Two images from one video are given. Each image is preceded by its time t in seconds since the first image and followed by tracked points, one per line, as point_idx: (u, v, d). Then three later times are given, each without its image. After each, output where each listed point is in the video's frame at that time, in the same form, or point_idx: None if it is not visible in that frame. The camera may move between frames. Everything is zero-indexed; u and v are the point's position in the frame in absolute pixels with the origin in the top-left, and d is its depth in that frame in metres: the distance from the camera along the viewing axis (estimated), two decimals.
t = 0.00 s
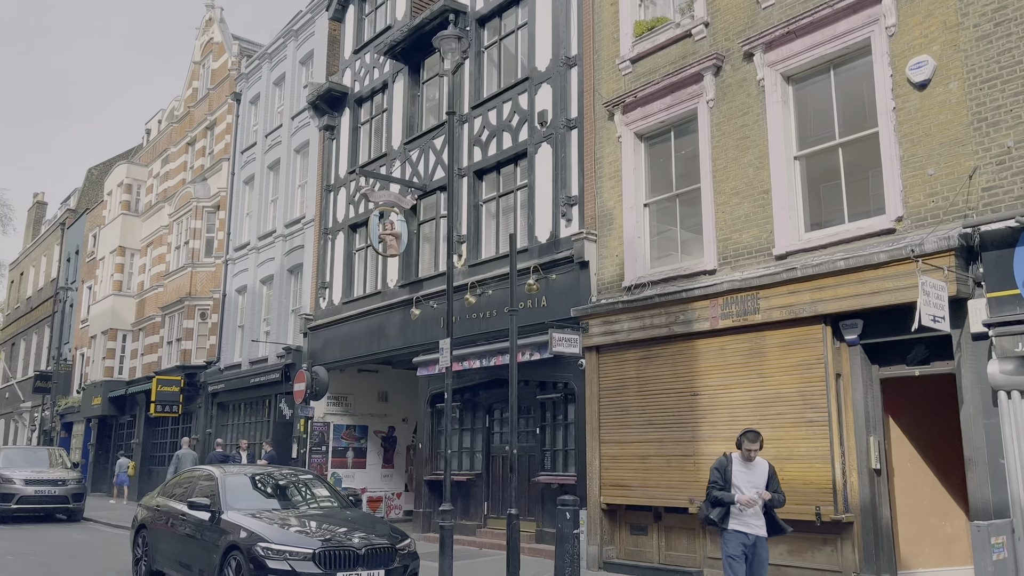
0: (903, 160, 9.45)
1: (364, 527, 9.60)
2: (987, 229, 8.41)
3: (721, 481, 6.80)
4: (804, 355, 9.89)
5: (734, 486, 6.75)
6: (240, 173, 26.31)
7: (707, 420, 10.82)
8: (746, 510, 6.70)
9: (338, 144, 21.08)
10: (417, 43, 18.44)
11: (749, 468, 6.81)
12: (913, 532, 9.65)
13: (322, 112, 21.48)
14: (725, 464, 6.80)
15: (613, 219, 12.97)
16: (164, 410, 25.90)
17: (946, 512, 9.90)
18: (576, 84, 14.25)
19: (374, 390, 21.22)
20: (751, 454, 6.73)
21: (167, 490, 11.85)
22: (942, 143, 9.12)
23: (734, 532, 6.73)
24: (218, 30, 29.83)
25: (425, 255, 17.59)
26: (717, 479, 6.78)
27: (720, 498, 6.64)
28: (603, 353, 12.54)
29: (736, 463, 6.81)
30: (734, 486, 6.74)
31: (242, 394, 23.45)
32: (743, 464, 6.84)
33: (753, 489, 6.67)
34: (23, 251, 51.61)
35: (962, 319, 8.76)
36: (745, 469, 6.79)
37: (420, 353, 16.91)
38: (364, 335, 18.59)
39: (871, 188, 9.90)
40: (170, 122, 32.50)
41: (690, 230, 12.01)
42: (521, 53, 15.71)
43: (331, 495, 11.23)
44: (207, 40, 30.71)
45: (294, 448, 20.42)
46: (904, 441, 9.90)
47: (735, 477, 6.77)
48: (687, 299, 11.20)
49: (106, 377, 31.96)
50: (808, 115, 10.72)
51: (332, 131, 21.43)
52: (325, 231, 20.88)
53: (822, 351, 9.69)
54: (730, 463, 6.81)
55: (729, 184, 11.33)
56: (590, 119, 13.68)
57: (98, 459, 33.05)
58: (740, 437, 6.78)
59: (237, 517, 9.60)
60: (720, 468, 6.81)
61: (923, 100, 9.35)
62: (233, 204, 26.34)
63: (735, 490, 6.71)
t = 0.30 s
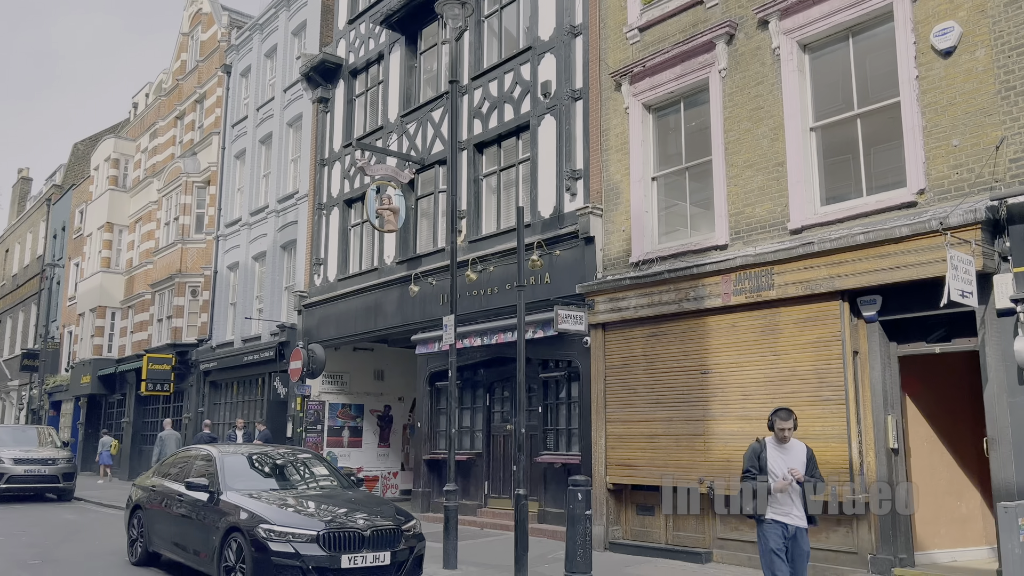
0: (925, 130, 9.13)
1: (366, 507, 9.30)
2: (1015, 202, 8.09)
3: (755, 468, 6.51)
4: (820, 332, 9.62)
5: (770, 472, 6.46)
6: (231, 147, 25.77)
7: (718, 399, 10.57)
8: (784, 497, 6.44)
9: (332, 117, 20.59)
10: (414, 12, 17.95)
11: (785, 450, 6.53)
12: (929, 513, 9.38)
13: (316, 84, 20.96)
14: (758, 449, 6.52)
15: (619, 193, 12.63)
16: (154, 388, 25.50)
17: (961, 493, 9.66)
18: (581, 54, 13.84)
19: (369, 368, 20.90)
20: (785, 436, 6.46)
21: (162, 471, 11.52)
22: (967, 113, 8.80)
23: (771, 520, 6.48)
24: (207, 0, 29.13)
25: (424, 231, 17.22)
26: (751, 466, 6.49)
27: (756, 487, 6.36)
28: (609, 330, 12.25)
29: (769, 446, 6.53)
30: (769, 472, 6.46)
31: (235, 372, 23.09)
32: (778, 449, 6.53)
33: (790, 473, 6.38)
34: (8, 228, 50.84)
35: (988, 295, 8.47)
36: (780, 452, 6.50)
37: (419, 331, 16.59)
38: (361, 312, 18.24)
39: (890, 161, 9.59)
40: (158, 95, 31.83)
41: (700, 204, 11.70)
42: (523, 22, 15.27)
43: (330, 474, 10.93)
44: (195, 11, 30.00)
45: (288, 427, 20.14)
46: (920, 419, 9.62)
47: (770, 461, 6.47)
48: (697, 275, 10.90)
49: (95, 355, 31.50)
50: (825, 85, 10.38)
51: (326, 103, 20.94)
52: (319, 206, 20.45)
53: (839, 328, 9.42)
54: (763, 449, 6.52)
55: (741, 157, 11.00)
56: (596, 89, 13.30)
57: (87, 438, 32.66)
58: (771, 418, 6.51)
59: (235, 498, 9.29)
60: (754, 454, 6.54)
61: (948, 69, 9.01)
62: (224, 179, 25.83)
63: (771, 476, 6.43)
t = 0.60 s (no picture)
0: (950, 100, 8.77)
1: (369, 490, 8.98)
2: None
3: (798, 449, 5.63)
4: (838, 310, 9.31)
5: (815, 454, 5.57)
6: (222, 124, 25.22)
7: (730, 379, 10.26)
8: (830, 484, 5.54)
9: (326, 92, 20.09)
10: None
11: (831, 430, 5.62)
12: (950, 497, 9.10)
13: (310, 58, 20.44)
14: (801, 428, 5.62)
15: (627, 167, 12.26)
16: (145, 370, 25.05)
17: (979, 476, 9.40)
18: (586, 24, 13.41)
19: (364, 350, 20.55)
20: (832, 412, 5.55)
21: (155, 453, 11.17)
22: (995, 81, 8.43)
23: (817, 512, 5.56)
24: None
25: (422, 208, 16.80)
26: (792, 447, 5.60)
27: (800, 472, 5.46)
28: (616, 309, 11.93)
29: (814, 425, 5.62)
30: (815, 454, 5.56)
31: (227, 353, 22.68)
32: (824, 427, 5.63)
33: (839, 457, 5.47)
34: None
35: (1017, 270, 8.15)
36: (826, 431, 5.60)
37: (417, 311, 16.21)
38: (357, 292, 17.84)
39: (913, 132, 9.23)
40: (146, 71, 31.16)
41: (712, 179, 11.34)
42: None
43: (329, 456, 10.59)
44: None
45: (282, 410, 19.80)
46: (940, 400, 9.29)
47: (816, 442, 5.58)
48: (709, 252, 10.56)
49: (84, 337, 31.01)
50: (845, 55, 10.01)
51: (320, 78, 20.42)
52: (313, 184, 19.99)
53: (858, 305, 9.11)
54: (808, 427, 5.62)
55: (755, 129, 10.64)
56: (602, 61, 12.89)
57: (76, 420, 32.21)
58: (816, 392, 5.59)
59: (233, 480, 8.95)
60: (795, 433, 5.65)
61: (975, 35, 8.64)
62: (215, 156, 25.29)
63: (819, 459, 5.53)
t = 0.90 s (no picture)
0: (979, 80, 8.42)
1: (374, 484, 8.64)
2: None
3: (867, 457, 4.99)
4: (861, 297, 9.01)
5: (886, 461, 4.94)
6: (215, 108, 24.72)
7: (746, 369, 9.96)
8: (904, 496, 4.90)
9: (322, 75, 19.62)
10: None
11: (904, 434, 5.00)
12: (973, 490, 8.76)
13: (306, 40, 19.98)
14: (871, 432, 5.00)
15: (637, 151, 11.90)
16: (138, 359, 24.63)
17: (1004, 467, 9.09)
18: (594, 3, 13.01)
19: (362, 338, 20.19)
20: (907, 413, 4.94)
21: (151, 445, 10.79)
22: None
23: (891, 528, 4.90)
24: None
25: (422, 194, 16.40)
26: (861, 455, 4.98)
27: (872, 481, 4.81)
28: (626, 296, 11.61)
29: (886, 428, 5.00)
30: (888, 462, 4.92)
31: (221, 342, 22.28)
32: (896, 431, 5.01)
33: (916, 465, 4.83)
34: None
35: None
36: (899, 436, 4.98)
37: (417, 299, 15.84)
38: (355, 280, 17.46)
39: (939, 113, 8.90)
40: (137, 54, 30.56)
41: (726, 163, 11.01)
42: None
43: (331, 449, 10.23)
44: None
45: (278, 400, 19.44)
46: (964, 390, 8.96)
47: (888, 448, 4.95)
48: (724, 237, 10.23)
49: (74, 325, 30.53)
50: (866, 33, 9.66)
51: (316, 61, 19.95)
52: (309, 169, 19.56)
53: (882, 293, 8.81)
54: (879, 431, 5.00)
55: (771, 111, 10.30)
56: (611, 41, 12.51)
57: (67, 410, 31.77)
58: (889, 391, 4.99)
59: (233, 475, 8.59)
60: (864, 438, 5.03)
61: (1005, 12, 8.28)
62: (208, 141, 24.80)
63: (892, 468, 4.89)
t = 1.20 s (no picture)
0: (1014, 61, 8.11)
1: (385, 480, 8.33)
2: None
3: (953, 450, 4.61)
4: (888, 287, 8.72)
5: (975, 455, 4.55)
6: (212, 98, 24.29)
7: (767, 361, 9.69)
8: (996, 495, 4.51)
9: (323, 63, 19.21)
10: None
11: (995, 427, 4.59)
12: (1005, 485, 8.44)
13: (306, 27, 19.57)
14: (958, 424, 4.61)
15: (651, 137, 11.58)
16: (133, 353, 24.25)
17: None
18: None
19: (362, 331, 19.85)
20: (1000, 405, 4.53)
21: (152, 440, 10.45)
22: None
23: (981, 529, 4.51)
24: None
25: (426, 183, 16.05)
26: (947, 448, 4.59)
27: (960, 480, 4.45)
28: (639, 287, 11.30)
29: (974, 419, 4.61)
30: (976, 458, 4.53)
31: (218, 335, 21.92)
32: (987, 423, 4.61)
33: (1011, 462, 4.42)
34: None
35: None
36: (990, 428, 4.57)
37: (422, 291, 15.52)
38: (357, 271, 17.11)
39: (970, 97, 8.60)
40: (132, 43, 30.08)
41: (744, 150, 10.70)
42: None
43: (337, 444, 9.90)
44: None
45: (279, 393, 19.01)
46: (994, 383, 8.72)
47: (976, 441, 4.56)
48: (744, 226, 9.92)
49: (68, 318, 30.11)
50: (892, 14, 9.33)
51: (316, 48, 19.54)
52: (309, 158, 19.18)
53: (912, 283, 8.52)
54: (967, 423, 4.61)
55: (793, 96, 9.98)
56: (623, 24, 12.17)
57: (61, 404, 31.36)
58: (977, 377, 4.61)
59: (239, 471, 8.26)
60: (949, 430, 4.64)
61: None
62: (204, 131, 24.37)
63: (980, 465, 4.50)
